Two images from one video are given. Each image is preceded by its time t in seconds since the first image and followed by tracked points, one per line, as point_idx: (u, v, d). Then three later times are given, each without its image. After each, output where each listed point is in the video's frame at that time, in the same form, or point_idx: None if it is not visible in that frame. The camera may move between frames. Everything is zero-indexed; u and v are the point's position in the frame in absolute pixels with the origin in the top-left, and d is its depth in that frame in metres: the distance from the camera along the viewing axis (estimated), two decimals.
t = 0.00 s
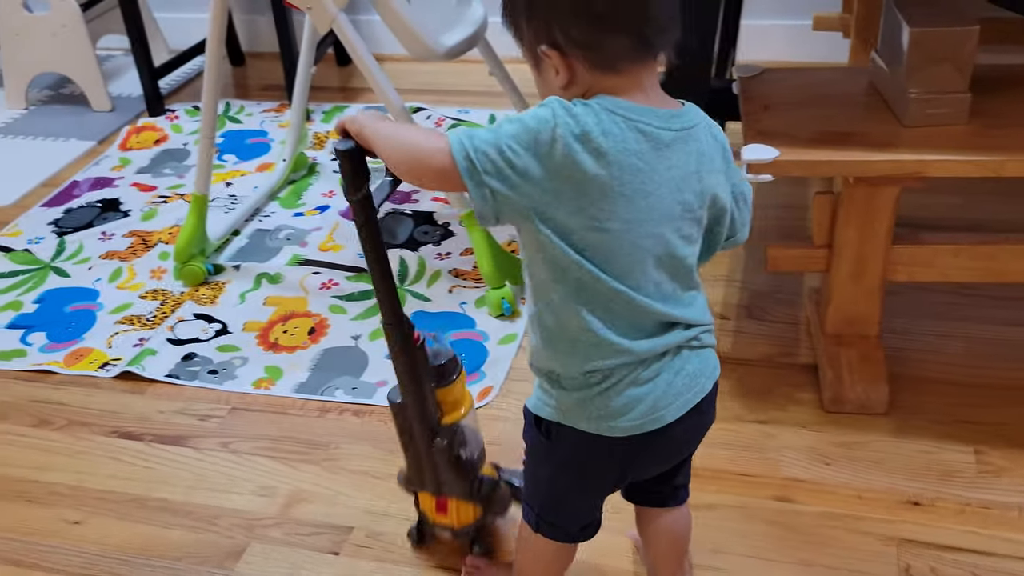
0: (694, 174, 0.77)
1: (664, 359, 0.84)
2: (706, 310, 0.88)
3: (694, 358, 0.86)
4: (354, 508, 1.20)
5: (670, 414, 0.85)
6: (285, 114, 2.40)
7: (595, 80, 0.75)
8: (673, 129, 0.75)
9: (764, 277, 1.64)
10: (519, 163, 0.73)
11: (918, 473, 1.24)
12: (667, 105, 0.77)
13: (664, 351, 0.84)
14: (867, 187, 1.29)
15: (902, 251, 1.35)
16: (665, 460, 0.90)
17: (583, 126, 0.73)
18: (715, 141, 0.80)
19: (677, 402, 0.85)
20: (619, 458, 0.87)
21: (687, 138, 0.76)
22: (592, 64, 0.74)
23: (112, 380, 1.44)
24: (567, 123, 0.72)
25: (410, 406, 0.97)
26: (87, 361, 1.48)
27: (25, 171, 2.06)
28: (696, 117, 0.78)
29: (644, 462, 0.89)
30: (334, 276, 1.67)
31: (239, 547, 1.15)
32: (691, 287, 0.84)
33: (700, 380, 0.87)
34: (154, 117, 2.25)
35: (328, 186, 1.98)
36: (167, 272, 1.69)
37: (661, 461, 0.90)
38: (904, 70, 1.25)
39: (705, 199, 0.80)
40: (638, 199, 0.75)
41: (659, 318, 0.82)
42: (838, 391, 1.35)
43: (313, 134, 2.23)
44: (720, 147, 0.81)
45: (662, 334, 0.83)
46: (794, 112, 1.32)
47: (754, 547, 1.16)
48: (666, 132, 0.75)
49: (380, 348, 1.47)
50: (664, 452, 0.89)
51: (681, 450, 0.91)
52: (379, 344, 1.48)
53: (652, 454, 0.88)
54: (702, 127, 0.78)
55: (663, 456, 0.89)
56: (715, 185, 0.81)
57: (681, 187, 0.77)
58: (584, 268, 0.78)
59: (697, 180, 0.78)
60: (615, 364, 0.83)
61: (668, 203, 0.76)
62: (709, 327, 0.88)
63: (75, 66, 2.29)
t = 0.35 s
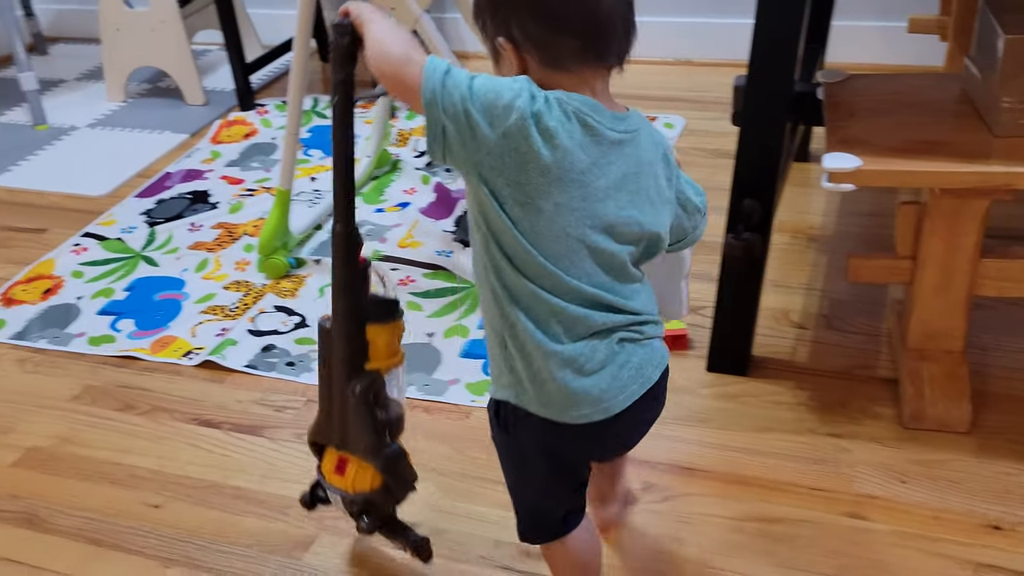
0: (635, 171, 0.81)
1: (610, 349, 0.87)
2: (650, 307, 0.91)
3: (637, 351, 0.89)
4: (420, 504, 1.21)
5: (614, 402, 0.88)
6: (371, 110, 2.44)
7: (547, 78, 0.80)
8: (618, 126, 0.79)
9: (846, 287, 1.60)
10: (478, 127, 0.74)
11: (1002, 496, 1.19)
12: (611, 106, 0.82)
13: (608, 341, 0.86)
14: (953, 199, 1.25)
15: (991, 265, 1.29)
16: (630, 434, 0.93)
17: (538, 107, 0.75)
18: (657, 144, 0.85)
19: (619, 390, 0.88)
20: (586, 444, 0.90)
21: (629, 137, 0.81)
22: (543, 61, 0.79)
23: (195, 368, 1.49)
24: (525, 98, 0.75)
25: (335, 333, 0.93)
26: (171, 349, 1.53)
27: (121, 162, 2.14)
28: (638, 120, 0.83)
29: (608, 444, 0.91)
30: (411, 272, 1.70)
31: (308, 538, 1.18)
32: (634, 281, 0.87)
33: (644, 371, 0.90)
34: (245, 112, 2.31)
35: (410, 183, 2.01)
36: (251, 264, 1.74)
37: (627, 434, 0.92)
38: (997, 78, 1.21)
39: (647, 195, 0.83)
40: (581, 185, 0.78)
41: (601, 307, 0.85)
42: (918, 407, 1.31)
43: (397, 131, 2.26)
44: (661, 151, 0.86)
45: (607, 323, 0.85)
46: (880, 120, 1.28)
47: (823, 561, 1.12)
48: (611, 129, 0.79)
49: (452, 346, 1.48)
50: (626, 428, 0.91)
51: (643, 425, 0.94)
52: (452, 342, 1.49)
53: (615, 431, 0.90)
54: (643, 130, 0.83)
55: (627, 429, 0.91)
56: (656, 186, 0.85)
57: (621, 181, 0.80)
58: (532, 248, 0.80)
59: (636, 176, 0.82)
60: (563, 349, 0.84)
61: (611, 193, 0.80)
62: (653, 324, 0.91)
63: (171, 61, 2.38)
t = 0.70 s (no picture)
0: (657, 118, 0.88)
1: (600, 273, 0.97)
2: (672, 245, 0.98)
3: (641, 285, 0.97)
4: (522, 490, 1.22)
5: (603, 322, 0.99)
6: (482, 97, 2.46)
7: (589, 26, 0.88)
8: (645, 77, 0.86)
9: (968, 289, 1.53)
10: (514, 58, 0.89)
11: None
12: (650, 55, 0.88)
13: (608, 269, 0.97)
14: None
15: None
16: (611, 351, 1.01)
17: (564, 48, 0.86)
18: (696, 93, 0.90)
19: (611, 315, 0.98)
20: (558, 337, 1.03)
21: (657, 88, 0.87)
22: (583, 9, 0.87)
23: (306, 345, 1.54)
24: (555, 39, 0.86)
25: (414, 186, 0.98)
26: (284, 325, 1.58)
27: (238, 142, 2.22)
28: (676, 70, 0.88)
29: (587, 352, 1.02)
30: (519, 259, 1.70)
31: (412, 516, 1.20)
32: (650, 219, 0.95)
33: (647, 305, 0.98)
34: (360, 96, 2.36)
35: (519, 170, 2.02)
36: (362, 246, 1.78)
37: (605, 348, 1.01)
38: None
39: (670, 145, 0.90)
40: (592, 126, 0.88)
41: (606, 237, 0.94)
42: None
43: (507, 117, 2.27)
44: (699, 102, 0.90)
45: (601, 250, 0.95)
46: (1013, 116, 1.23)
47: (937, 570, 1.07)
48: (637, 79, 0.86)
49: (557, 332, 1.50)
50: (602, 343, 1.01)
51: (633, 350, 1.01)
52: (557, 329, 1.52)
53: (587, 343, 1.01)
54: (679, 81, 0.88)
55: (602, 343, 1.01)
56: (686, 136, 0.91)
57: (638, 130, 0.88)
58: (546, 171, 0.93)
59: (657, 127, 0.88)
60: (564, 262, 0.98)
61: (625, 139, 0.88)
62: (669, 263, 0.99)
63: (289, 44, 2.44)
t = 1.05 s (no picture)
0: (602, 76, 0.94)
1: (558, 210, 1.07)
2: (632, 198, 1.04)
3: (589, 231, 1.05)
4: (630, 475, 1.21)
5: (557, 256, 1.08)
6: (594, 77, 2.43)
7: None
8: (592, 36, 0.93)
9: None
10: (495, 19, 1.03)
11: None
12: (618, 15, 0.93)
13: (561, 208, 1.06)
14: None
15: None
16: (602, 296, 1.09)
17: (532, 6, 0.98)
18: (650, 61, 0.92)
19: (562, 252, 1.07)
20: (552, 279, 1.12)
21: (601, 46, 0.93)
22: None
23: (415, 319, 1.56)
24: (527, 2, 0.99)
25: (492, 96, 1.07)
26: (394, 299, 1.60)
27: (351, 117, 2.26)
28: (631, 33, 0.92)
29: (577, 294, 1.11)
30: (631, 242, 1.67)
31: (519, 495, 1.21)
32: (600, 169, 1.02)
33: (593, 252, 1.05)
34: (472, 74, 2.36)
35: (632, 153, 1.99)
36: (472, 223, 1.78)
37: (599, 294, 1.09)
38: None
39: (612, 101, 0.95)
40: (545, 72, 0.98)
41: (557, 176, 1.04)
42: None
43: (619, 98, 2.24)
44: (653, 71, 0.93)
45: (555, 189, 1.05)
46: None
47: None
48: (583, 37, 0.93)
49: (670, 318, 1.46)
50: (589, 289, 1.09)
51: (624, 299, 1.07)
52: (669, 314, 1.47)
53: (576, 285, 1.10)
54: (632, 44, 0.92)
55: (594, 290, 1.09)
56: (631, 99, 0.95)
57: (580, 82, 0.96)
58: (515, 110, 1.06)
59: (599, 84, 0.95)
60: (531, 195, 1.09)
61: (567, 88, 0.97)
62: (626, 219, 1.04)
63: (402, 20, 2.46)
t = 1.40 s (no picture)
0: (617, 83, 0.92)
1: (580, 231, 1.02)
2: (651, 228, 0.97)
3: (601, 252, 1.01)
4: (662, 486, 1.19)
5: (570, 274, 1.04)
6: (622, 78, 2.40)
7: None
8: (612, 42, 0.92)
9: None
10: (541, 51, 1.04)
11: None
12: (642, 21, 0.91)
13: (580, 226, 1.02)
14: None
15: None
16: (611, 319, 1.04)
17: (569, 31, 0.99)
18: (659, 70, 0.89)
19: (572, 270, 1.03)
20: (563, 295, 1.08)
21: (619, 52, 0.92)
22: None
23: (442, 322, 1.54)
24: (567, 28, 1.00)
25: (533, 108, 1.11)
26: (421, 300, 1.59)
27: (377, 116, 2.24)
28: (648, 38, 0.90)
29: (584, 312, 1.07)
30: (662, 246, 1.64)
31: (548, 504, 1.19)
32: (613, 188, 0.97)
33: (604, 273, 1.01)
34: (500, 73, 2.35)
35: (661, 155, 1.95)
36: (500, 224, 1.77)
37: (609, 316, 1.04)
38: None
39: (623, 111, 0.92)
40: (568, 80, 0.97)
41: (580, 197, 1.00)
42: None
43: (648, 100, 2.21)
44: (660, 81, 0.89)
45: (578, 209, 1.01)
46: None
47: None
48: (604, 41, 0.93)
49: (702, 326, 1.43)
50: (597, 311, 1.05)
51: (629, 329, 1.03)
52: (701, 322, 1.45)
53: (585, 304, 1.05)
54: (646, 51, 0.90)
55: (604, 312, 1.04)
56: (641, 109, 0.91)
57: (598, 90, 0.94)
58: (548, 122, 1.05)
59: (613, 91, 0.93)
60: (558, 212, 1.06)
61: (586, 95, 0.96)
62: (638, 247, 0.98)
63: (431, 18, 2.44)
